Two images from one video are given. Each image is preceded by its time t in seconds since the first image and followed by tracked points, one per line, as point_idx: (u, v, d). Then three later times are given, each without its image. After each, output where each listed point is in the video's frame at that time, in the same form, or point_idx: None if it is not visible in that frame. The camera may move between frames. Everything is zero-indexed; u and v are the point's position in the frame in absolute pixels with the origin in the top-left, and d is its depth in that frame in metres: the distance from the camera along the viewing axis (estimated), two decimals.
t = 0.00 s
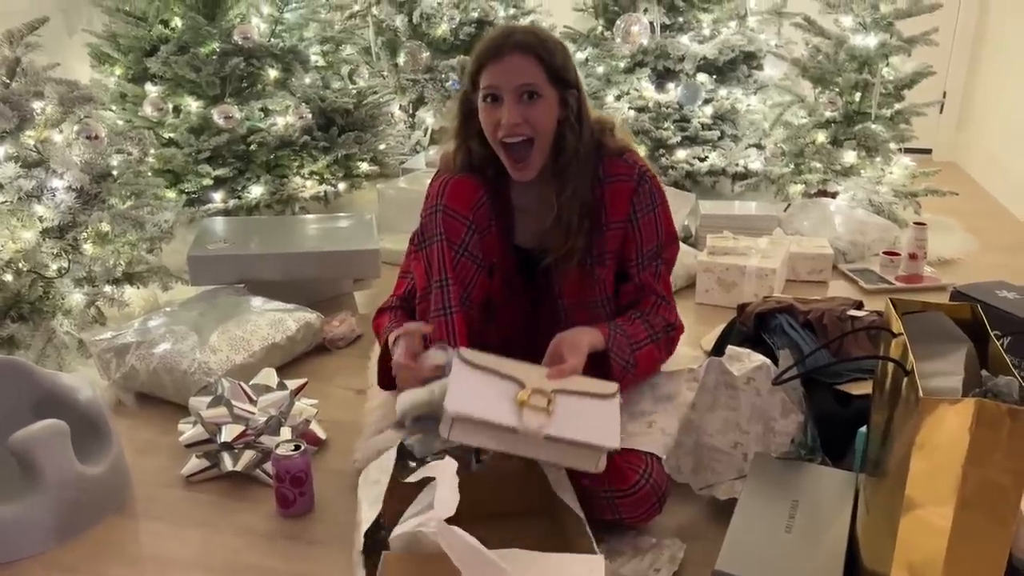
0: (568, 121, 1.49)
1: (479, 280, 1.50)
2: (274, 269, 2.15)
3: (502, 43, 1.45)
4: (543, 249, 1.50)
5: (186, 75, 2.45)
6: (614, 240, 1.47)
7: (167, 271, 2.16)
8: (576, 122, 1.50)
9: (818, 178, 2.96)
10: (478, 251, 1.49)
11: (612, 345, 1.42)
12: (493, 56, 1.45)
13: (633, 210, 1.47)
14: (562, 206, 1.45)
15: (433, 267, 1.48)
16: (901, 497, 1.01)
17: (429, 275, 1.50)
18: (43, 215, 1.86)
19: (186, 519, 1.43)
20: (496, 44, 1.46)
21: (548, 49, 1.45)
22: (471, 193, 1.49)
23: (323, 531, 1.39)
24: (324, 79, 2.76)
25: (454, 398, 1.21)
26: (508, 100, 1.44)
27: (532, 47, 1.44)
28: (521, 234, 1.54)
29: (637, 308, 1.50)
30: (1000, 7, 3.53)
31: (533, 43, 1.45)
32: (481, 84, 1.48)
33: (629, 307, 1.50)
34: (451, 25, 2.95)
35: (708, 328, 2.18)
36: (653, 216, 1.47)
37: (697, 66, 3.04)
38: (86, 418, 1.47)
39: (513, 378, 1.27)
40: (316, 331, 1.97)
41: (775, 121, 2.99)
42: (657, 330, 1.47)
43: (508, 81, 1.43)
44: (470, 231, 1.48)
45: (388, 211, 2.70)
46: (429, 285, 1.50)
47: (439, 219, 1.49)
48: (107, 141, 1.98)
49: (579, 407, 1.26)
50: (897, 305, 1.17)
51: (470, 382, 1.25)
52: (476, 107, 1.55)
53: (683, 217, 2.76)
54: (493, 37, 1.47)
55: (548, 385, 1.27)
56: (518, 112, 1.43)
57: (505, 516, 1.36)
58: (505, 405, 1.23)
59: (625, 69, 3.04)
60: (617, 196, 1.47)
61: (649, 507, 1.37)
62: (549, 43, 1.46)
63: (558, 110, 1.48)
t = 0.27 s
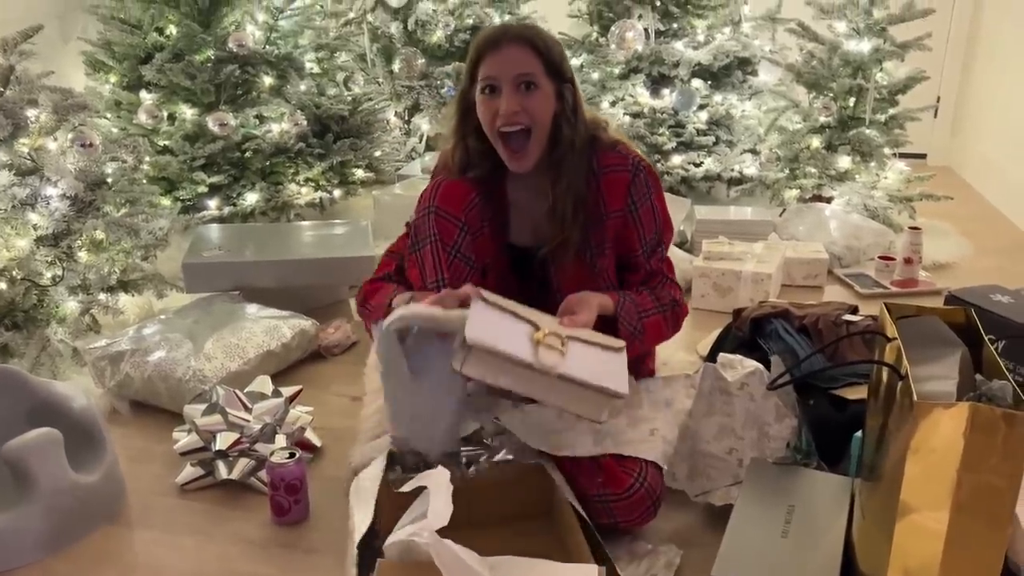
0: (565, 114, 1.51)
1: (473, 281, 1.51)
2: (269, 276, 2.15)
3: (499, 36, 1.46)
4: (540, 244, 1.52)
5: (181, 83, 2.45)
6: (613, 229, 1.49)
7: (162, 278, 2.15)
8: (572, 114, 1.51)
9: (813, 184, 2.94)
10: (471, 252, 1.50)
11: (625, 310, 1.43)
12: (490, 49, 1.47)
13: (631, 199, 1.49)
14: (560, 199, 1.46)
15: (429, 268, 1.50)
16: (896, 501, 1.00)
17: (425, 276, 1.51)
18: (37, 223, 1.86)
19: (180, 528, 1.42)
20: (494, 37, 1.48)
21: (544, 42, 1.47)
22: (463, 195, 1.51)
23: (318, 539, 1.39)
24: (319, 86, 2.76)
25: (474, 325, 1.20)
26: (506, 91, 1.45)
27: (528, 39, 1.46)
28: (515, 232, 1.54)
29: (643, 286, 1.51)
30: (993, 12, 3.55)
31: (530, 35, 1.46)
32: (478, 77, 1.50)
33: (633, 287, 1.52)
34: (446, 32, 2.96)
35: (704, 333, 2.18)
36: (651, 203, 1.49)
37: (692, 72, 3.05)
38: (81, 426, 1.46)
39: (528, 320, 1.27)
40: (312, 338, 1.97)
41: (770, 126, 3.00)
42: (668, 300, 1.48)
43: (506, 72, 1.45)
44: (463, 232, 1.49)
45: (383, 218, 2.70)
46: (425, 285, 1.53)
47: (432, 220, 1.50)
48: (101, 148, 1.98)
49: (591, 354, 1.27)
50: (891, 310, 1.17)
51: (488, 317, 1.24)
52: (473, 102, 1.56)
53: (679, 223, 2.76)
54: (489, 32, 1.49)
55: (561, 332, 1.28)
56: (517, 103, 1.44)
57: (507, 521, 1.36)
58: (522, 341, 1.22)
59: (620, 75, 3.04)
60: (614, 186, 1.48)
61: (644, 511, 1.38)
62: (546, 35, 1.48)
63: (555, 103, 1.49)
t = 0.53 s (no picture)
0: (559, 110, 1.56)
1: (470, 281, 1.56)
2: (263, 286, 2.15)
3: (493, 38, 1.52)
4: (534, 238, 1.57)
5: (175, 93, 2.45)
6: (604, 220, 1.53)
7: (156, 289, 2.15)
8: (565, 110, 1.57)
9: (807, 191, 2.97)
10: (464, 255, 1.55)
11: (622, 293, 1.45)
12: (486, 49, 1.52)
13: (623, 193, 1.52)
14: (553, 196, 1.51)
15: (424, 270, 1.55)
16: (892, 510, 1.00)
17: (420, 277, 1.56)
18: (30, 234, 1.86)
19: (174, 541, 1.41)
20: (489, 39, 1.53)
21: (536, 42, 1.52)
22: (457, 201, 1.54)
23: (313, 550, 1.38)
24: (313, 96, 2.76)
25: (479, 287, 1.25)
26: (502, 90, 1.51)
27: (522, 38, 1.51)
28: (507, 228, 1.61)
29: (638, 276, 1.54)
30: (985, 19, 3.57)
31: (522, 35, 1.51)
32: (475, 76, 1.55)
33: (628, 276, 1.54)
34: (441, 41, 2.96)
35: (699, 341, 2.18)
36: (642, 196, 1.52)
37: (685, 80, 3.06)
38: (74, 439, 1.45)
39: (532, 291, 1.32)
40: (307, 348, 1.97)
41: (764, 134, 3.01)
42: (665, 290, 1.51)
43: (501, 71, 1.50)
44: (457, 237, 1.54)
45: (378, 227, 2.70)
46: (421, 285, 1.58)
47: (427, 227, 1.53)
48: (95, 159, 1.98)
49: (590, 330, 1.30)
50: (885, 318, 1.18)
51: (494, 283, 1.29)
52: (471, 101, 1.61)
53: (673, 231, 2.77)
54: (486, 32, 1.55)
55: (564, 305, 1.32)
56: (512, 101, 1.50)
57: (504, 527, 1.36)
58: (524, 308, 1.27)
59: (614, 83, 3.05)
60: (606, 181, 1.52)
61: (643, 509, 1.39)
62: (538, 36, 1.53)
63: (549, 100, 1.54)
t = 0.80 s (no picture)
0: (556, 111, 1.58)
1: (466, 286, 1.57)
2: (257, 297, 2.14)
3: (488, 45, 1.55)
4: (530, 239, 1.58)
5: (169, 103, 2.45)
6: (602, 231, 1.53)
7: (149, 300, 2.14)
8: (562, 112, 1.59)
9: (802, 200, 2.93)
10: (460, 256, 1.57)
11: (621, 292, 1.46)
12: (482, 56, 1.55)
13: (623, 207, 1.53)
14: (551, 200, 1.54)
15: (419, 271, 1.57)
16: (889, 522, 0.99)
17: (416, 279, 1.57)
18: (22, 246, 1.85)
19: (167, 555, 1.40)
20: (484, 46, 1.56)
21: (531, 47, 1.55)
22: (455, 203, 1.60)
23: (308, 564, 1.37)
24: (307, 106, 2.76)
25: (483, 250, 1.32)
26: (499, 94, 1.54)
27: (517, 44, 1.54)
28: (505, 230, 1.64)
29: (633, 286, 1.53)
30: (977, 28, 3.58)
31: (518, 40, 1.55)
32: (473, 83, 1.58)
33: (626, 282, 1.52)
34: (435, 51, 2.96)
35: (695, 350, 2.18)
36: (643, 211, 1.53)
37: (679, 89, 3.06)
38: (66, 453, 1.44)
39: (537, 249, 1.37)
40: (301, 359, 1.96)
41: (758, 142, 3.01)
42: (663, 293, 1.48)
43: (498, 76, 1.53)
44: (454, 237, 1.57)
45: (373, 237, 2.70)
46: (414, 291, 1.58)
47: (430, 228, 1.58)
48: (88, 171, 1.97)
49: (596, 286, 1.36)
50: (880, 327, 1.17)
51: (499, 246, 1.35)
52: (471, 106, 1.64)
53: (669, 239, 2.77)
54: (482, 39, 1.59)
55: (569, 262, 1.37)
56: (509, 105, 1.53)
57: (500, 537, 1.36)
58: (529, 267, 1.33)
59: (608, 92, 3.05)
60: (607, 193, 1.53)
61: (640, 511, 1.38)
62: (535, 41, 1.56)
63: (546, 102, 1.57)
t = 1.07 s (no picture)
0: (564, 120, 1.61)
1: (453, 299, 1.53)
2: (251, 308, 2.13)
3: (499, 56, 1.56)
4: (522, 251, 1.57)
5: (162, 115, 2.44)
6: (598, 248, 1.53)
7: (142, 312, 2.13)
8: (569, 121, 1.62)
9: (796, 209, 2.98)
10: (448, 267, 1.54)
11: (599, 339, 1.49)
12: (491, 68, 1.56)
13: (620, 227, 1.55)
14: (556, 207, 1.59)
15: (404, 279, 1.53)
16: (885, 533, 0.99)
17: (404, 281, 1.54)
18: (14, 258, 1.85)
19: (159, 570, 1.39)
20: (496, 55, 1.57)
21: (544, 59, 1.56)
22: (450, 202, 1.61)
23: None
24: (301, 117, 2.76)
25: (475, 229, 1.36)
26: (508, 106, 1.54)
27: (528, 56, 1.55)
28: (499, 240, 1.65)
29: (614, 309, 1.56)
30: (968, 37, 3.60)
31: (530, 52, 1.55)
32: (482, 93, 1.59)
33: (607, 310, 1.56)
34: (429, 62, 2.96)
35: (690, 360, 2.18)
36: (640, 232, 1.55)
37: (673, 99, 3.07)
38: (58, 466, 1.43)
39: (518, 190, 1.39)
40: (294, 370, 1.95)
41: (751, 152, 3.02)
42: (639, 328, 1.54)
43: (507, 89, 1.54)
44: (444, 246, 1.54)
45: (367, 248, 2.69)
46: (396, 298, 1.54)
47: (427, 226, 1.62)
48: (80, 182, 1.96)
49: (583, 199, 1.39)
50: (874, 338, 1.17)
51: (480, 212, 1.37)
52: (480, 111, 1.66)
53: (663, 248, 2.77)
54: (491, 50, 1.59)
55: (550, 190, 1.39)
56: (517, 117, 1.54)
57: (496, 551, 1.35)
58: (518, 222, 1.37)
59: (602, 103, 3.06)
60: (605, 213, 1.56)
61: (637, 523, 1.37)
62: (547, 52, 1.58)
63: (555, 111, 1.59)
